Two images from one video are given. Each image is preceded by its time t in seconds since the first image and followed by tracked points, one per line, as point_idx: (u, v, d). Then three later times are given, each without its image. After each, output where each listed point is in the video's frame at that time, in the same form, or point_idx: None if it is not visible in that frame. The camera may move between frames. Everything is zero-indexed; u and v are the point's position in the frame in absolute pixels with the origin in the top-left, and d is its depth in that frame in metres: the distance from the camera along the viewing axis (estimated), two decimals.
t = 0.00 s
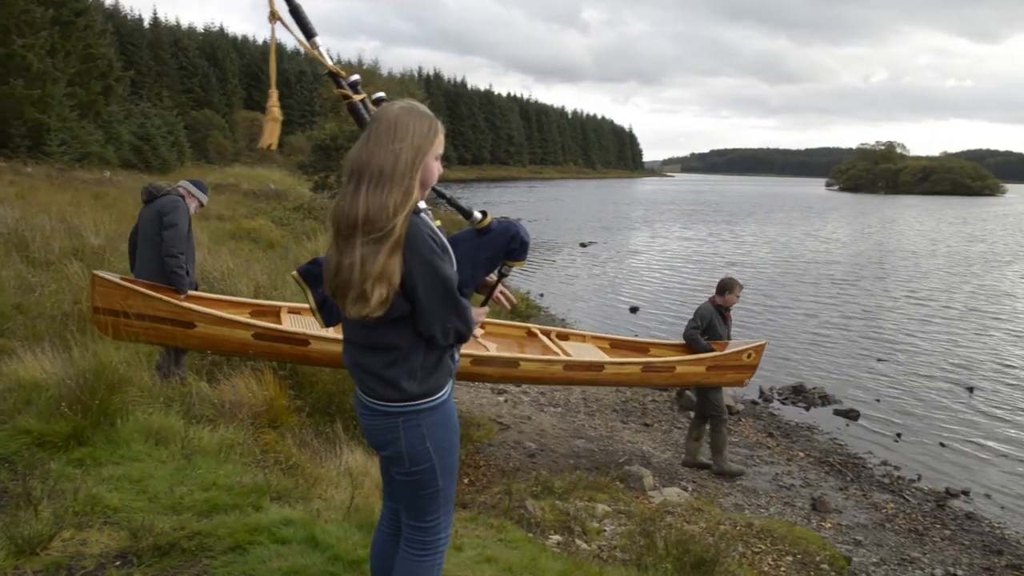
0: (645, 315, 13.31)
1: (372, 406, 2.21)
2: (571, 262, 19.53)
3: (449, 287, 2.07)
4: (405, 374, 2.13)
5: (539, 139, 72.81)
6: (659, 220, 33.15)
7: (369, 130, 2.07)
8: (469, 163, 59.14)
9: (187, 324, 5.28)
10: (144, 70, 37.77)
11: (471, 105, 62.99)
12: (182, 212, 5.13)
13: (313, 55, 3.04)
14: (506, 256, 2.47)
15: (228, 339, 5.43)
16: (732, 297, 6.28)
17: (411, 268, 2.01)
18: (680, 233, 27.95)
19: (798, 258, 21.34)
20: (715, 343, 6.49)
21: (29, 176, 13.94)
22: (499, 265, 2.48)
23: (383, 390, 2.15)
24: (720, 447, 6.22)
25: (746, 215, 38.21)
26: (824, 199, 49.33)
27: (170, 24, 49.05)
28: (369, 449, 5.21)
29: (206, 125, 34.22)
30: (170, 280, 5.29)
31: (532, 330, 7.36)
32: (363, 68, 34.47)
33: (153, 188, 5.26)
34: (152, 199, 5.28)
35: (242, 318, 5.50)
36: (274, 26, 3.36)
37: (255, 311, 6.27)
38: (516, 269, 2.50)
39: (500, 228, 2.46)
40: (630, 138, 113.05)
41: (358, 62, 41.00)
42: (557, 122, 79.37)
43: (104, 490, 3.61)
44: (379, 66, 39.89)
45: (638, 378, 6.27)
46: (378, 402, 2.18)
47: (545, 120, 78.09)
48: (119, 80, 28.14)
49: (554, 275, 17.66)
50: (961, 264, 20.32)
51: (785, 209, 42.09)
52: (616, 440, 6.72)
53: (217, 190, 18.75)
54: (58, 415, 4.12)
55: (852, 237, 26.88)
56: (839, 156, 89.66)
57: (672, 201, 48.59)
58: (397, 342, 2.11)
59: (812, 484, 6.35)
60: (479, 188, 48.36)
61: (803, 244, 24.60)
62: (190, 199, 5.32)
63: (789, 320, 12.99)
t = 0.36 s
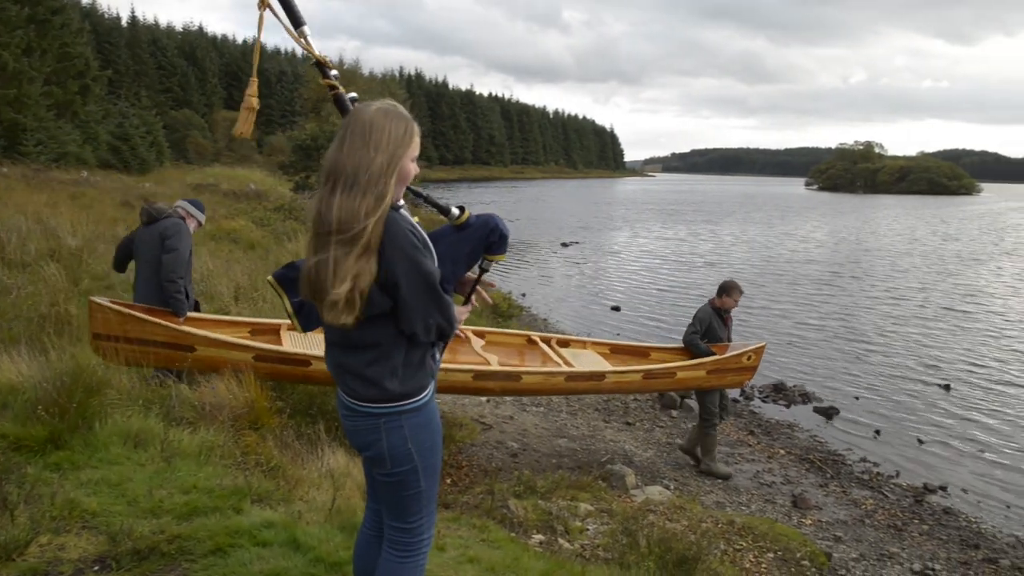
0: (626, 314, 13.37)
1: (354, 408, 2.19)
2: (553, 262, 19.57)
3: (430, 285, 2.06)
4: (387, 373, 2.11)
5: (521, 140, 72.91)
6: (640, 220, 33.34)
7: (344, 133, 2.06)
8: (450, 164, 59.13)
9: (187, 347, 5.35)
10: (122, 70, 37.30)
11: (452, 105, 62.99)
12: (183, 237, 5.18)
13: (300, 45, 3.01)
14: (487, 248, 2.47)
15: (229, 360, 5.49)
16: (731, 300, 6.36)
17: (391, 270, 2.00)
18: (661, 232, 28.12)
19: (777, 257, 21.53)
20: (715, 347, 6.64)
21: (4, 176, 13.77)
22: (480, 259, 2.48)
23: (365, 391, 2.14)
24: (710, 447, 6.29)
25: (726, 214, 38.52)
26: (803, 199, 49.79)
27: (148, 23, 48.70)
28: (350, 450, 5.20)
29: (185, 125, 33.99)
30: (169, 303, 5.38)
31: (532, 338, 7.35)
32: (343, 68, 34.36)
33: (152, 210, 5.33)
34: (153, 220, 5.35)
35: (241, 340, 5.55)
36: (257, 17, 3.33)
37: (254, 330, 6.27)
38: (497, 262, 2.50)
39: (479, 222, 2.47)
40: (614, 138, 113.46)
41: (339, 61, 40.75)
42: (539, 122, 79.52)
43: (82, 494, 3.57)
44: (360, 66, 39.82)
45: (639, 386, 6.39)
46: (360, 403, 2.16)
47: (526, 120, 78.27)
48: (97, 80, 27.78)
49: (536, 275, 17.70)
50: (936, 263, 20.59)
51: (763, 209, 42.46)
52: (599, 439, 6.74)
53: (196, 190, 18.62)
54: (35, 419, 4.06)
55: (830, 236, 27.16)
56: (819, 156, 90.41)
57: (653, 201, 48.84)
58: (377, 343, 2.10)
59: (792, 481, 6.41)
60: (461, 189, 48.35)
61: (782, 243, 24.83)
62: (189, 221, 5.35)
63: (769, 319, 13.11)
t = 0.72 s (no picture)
0: (605, 313, 13.42)
1: (334, 410, 2.18)
2: (532, 262, 19.60)
3: (412, 287, 2.05)
4: (368, 374, 2.11)
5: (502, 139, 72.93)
6: (618, 219, 33.50)
7: (323, 136, 2.03)
8: (429, 163, 59.01)
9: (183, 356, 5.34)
10: (96, 69, 36.71)
11: (431, 105, 62.89)
12: (172, 245, 5.14)
13: (270, 47, 2.98)
14: (468, 245, 2.48)
15: (227, 369, 5.47)
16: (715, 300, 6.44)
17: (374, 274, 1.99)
18: (638, 232, 28.27)
19: (753, 256, 21.72)
20: (706, 347, 6.72)
21: None
22: (460, 256, 2.47)
23: (346, 393, 2.13)
24: (693, 445, 6.36)
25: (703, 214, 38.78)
26: (780, 199, 50.23)
27: (123, 22, 48.16)
28: (329, 451, 5.18)
29: (161, 125, 33.66)
30: (163, 312, 5.39)
31: (525, 341, 7.37)
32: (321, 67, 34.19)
33: (142, 216, 5.24)
34: (142, 226, 5.27)
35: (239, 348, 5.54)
36: (228, 17, 3.29)
37: (250, 339, 6.25)
38: (477, 259, 2.50)
39: (459, 219, 2.46)
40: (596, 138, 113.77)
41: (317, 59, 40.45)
42: (517, 122, 79.62)
43: (57, 499, 3.52)
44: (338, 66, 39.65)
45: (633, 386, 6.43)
46: (341, 405, 2.15)
47: (506, 120, 78.36)
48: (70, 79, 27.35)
49: (515, 274, 17.71)
50: (909, 261, 20.88)
51: (739, 208, 42.80)
52: (579, 438, 6.76)
53: (172, 190, 18.44)
54: (8, 422, 3.99)
55: (805, 235, 27.46)
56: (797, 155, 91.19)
57: (632, 200, 49.06)
58: (359, 346, 2.09)
59: (770, 478, 6.47)
60: (442, 189, 48.29)
61: (758, 243, 25.06)
62: (180, 227, 5.28)
63: (746, 317, 13.22)
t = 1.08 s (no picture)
0: (585, 313, 13.48)
1: (313, 411, 2.17)
2: (513, 262, 19.63)
3: (393, 289, 2.05)
4: (347, 376, 2.10)
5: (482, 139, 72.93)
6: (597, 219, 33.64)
7: (309, 133, 2.02)
8: (407, 163, 58.79)
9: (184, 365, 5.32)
10: (70, 68, 36.27)
11: (410, 105, 62.74)
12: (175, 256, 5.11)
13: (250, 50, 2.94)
14: (448, 253, 2.45)
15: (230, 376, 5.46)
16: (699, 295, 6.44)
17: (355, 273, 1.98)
18: (617, 231, 28.42)
19: (731, 255, 21.91)
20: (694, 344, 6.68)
21: None
22: (441, 263, 2.46)
23: (326, 394, 2.12)
24: (674, 443, 6.36)
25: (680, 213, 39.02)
26: (758, 198, 50.68)
27: (97, 21, 47.61)
28: (309, 453, 5.16)
29: (138, 125, 33.34)
30: (161, 320, 5.36)
31: (519, 345, 7.39)
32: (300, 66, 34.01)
33: (144, 225, 5.19)
34: (144, 236, 5.21)
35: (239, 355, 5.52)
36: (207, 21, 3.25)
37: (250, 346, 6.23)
38: (457, 267, 2.48)
39: (442, 226, 2.44)
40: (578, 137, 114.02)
41: (295, 58, 40.17)
42: (496, 122, 79.58)
43: (31, 504, 3.47)
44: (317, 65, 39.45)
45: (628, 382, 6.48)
46: (320, 406, 2.14)
47: (485, 120, 78.39)
48: (43, 78, 26.92)
49: (494, 274, 17.73)
50: (883, 259, 21.17)
51: (716, 207, 43.12)
52: (559, 437, 6.78)
53: (149, 191, 18.26)
54: None
55: (782, 234, 27.75)
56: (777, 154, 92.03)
57: (612, 200, 49.26)
58: (339, 346, 2.08)
59: (749, 476, 6.53)
60: (422, 189, 48.21)
61: (735, 242, 25.27)
62: (183, 237, 5.23)
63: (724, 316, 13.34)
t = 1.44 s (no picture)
0: (567, 313, 13.51)
1: (294, 413, 2.16)
2: (495, 262, 19.63)
3: (375, 290, 2.05)
4: (328, 377, 2.09)
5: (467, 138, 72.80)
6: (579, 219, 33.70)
7: (297, 133, 2.01)
8: (389, 163, 58.62)
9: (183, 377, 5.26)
10: (48, 67, 35.86)
11: (392, 105, 62.55)
12: (179, 264, 5.07)
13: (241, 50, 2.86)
14: (428, 260, 2.45)
15: (230, 388, 5.39)
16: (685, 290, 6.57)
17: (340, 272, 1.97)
18: (599, 231, 28.49)
19: (712, 254, 22.01)
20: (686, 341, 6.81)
21: None
22: (421, 268, 2.45)
23: (307, 395, 2.11)
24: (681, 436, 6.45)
25: (662, 213, 39.15)
26: (740, 197, 50.98)
27: (75, 19, 47.10)
28: (290, 454, 5.14)
29: (117, 125, 33.02)
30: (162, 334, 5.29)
31: (515, 347, 7.38)
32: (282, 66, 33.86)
33: (147, 235, 5.17)
34: (148, 245, 5.20)
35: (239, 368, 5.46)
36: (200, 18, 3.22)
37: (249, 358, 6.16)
38: (438, 273, 2.48)
39: (424, 232, 2.42)
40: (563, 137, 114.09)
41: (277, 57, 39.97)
42: (477, 122, 79.51)
43: (9, 508, 3.43)
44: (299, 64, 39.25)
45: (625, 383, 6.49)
46: (301, 407, 2.13)
47: (468, 119, 78.32)
48: (18, 76, 26.49)
49: (477, 274, 17.71)
50: (862, 258, 21.36)
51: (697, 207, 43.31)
52: (542, 437, 6.79)
53: (128, 191, 18.09)
54: None
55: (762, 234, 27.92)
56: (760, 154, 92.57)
57: (595, 199, 49.35)
58: (321, 347, 2.07)
59: (731, 474, 6.57)
60: (406, 189, 48.11)
61: (716, 241, 25.39)
62: (186, 245, 5.21)
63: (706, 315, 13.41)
